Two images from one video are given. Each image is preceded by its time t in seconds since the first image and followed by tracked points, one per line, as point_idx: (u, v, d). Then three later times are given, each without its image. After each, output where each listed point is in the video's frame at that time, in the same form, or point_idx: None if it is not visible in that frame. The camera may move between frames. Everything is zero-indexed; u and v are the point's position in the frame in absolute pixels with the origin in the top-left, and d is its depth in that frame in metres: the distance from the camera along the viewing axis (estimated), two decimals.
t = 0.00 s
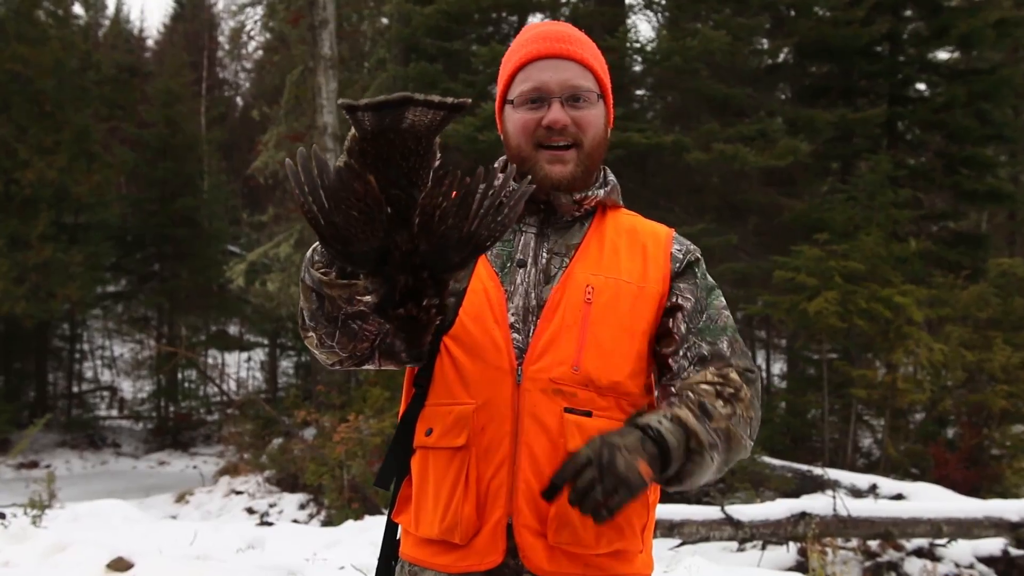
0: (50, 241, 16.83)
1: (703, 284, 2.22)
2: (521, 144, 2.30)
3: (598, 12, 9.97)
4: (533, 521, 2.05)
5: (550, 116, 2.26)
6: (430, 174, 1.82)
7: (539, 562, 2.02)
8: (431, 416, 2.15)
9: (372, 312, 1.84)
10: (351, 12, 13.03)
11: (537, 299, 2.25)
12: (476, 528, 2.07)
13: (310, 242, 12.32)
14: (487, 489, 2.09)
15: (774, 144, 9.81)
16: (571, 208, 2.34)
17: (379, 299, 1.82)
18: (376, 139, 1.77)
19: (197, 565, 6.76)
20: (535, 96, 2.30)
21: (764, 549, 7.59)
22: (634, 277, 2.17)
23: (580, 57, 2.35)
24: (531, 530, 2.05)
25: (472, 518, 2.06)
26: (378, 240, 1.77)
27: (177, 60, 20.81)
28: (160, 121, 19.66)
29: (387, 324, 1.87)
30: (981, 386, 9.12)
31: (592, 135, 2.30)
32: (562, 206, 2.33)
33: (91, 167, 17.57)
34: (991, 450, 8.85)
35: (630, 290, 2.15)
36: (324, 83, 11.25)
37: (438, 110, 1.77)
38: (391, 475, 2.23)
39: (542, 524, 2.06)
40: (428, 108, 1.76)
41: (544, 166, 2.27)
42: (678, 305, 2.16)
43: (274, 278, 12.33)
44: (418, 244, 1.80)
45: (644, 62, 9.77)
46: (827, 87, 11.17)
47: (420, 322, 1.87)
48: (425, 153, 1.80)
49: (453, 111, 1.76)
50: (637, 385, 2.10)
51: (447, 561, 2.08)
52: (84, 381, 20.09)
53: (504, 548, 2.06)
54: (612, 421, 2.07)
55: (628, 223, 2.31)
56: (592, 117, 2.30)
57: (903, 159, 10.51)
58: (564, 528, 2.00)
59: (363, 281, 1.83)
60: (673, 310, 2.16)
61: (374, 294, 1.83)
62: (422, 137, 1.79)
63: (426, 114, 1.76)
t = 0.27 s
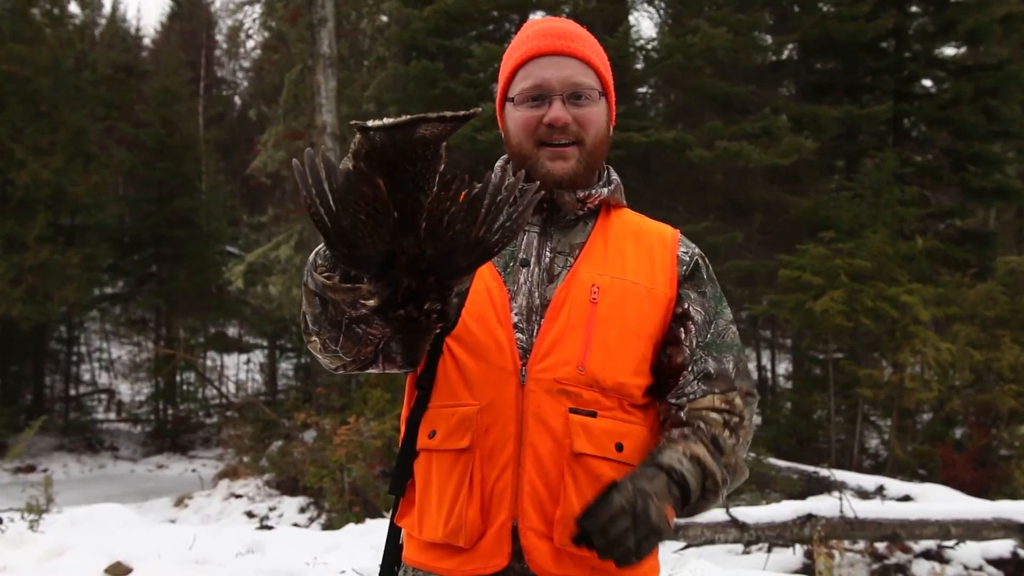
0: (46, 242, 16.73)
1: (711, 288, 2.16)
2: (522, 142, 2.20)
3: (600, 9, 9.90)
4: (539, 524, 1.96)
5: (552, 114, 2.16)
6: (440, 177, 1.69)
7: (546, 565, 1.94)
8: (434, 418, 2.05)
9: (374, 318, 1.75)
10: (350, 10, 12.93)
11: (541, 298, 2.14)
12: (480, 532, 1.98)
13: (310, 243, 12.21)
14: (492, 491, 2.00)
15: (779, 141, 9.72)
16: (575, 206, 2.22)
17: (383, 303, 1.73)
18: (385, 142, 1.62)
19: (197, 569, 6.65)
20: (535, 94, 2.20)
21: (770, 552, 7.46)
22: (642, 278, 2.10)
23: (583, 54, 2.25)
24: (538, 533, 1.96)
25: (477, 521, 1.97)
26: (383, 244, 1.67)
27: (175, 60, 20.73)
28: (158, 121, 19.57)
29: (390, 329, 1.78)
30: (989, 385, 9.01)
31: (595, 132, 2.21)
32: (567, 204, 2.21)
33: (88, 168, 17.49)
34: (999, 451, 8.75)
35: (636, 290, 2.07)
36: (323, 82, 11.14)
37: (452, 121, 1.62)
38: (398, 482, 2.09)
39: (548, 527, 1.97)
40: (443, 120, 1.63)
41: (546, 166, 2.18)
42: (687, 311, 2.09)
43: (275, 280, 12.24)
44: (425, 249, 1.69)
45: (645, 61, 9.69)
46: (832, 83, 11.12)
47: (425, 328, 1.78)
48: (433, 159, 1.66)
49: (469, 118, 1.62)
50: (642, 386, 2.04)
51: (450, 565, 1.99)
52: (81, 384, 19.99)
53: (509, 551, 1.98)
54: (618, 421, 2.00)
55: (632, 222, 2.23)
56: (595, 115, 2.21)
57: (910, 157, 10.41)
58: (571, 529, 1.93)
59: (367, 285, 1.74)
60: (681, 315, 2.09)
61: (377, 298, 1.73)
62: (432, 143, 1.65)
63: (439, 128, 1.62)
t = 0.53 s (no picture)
0: (44, 243, 16.65)
1: (710, 299, 2.14)
2: (525, 139, 2.10)
3: (603, 7, 9.84)
4: (543, 529, 1.88)
5: (555, 112, 2.06)
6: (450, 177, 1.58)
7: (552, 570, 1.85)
8: (435, 420, 1.94)
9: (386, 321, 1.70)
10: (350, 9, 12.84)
11: (544, 299, 2.04)
12: (484, 535, 1.88)
13: (311, 245, 12.11)
14: (495, 495, 1.90)
15: (784, 140, 9.63)
16: (579, 207, 2.13)
17: (395, 307, 1.68)
18: (395, 142, 1.50)
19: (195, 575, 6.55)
20: (538, 92, 2.09)
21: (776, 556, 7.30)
22: (646, 283, 2.04)
23: (586, 51, 2.15)
24: (542, 538, 1.87)
25: (480, 525, 1.86)
26: (393, 246, 1.60)
27: (173, 59, 20.67)
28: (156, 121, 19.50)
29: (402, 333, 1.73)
30: (998, 388, 8.91)
31: (598, 132, 2.12)
32: (571, 204, 2.12)
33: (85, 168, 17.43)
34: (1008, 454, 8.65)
35: (639, 294, 2.01)
36: (323, 81, 11.05)
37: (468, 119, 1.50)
38: (398, 486, 2.00)
39: (552, 532, 1.88)
40: (453, 117, 1.50)
41: (549, 166, 2.09)
42: (690, 321, 2.07)
43: (276, 283, 12.16)
44: (435, 253, 1.62)
45: (649, 60, 9.56)
46: (837, 82, 11.07)
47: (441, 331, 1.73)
48: (443, 160, 1.55)
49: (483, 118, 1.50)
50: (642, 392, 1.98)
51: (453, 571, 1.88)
52: (79, 387, 19.89)
53: (514, 556, 1.88)
54: (621, 425, 1.93)
55: (635, 224, 2.16)
56: (600, 114, 2.11)
57: (917, 156, 10.31)
58: (577, 534, 1.85)
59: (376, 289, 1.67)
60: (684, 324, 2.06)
61: (390, 300, 1.68)
62: (442, 144, 1.53)
63: (451, 126, 1.50)
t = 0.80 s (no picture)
0: (41, 245, 16.57)
1: (714, 305, 2.31)
2: (532, 146, 2.21)
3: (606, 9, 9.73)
4: (544, 534, 2.01)
5: (565, 118, 2.17)
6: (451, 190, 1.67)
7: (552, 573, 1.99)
8: (436, 426, 2.10)
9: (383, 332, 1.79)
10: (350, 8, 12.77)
11: (545, 305, 2.21)
12: (485, 541, 2.02)
13: (311, 246, 12.01)
14: (497, 500, 2.04)
15: (787, 142, 9.59)
16: (581, 211, 2.26)
17: (391, 319, 1.77)
18: (397, 157, 1.60)
19: None
20: (549, 97, 2.20)
21: (778, 562, 7.24)
22: (645, 291, 2.17)
23: (592, 55, 2.29)
24: (544, 544, 2.01)
25: (480, 530, 2.01)
26: (392, 259, 1.68)
27: (171, 59, 20.60)
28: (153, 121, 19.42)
29: (400, 343, 1.83)
30: (1003, 392, 8.84)
31: (604, 138, 2.23)
32: (573, 209, 2.25)
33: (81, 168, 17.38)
34: (1013, 459, 8.62)
35: (640, 301, 2.15)
36: (323, 82, 10.98)
37: (466, 131, 1.60)
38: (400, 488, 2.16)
39: (553, 536, 2.02)
40: (455, 123, 1.59)
41: (557, 170, 2.19)
42: (693, 329, 2.21)
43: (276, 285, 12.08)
44: (434, 267, 1.71)
45: (652, 62, 9.50)
46: (841, 83, 11.02)
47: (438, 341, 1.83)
48: (445, 172, 1.63)
49: (484, 129, 1.59)
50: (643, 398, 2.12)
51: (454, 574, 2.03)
52: (75, 390, 19.78)
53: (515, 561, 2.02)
54: (621, 430, 2.07)
55: (636, 233, 2.31)
56: (605, 120, 2.23)
57: (922, 159, 10.26)
58: (577, 539, 1.98)
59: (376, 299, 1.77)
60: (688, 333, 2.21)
61: (387, 313, 1.77)
62: (443, 154, 1.62)
63: (453, 133, 1.59)
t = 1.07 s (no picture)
0: (40, 246, 16.54)
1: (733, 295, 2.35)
2: (564, 152, 2.19)
3: (610, 10, 9.69)
4: (550, 540, 1.98)
5: (602, 124, 2.16)
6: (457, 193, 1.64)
7: None
8: (434, 431, 2.07)
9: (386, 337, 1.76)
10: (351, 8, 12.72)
11: (545, 307, 2.18)
12: (488, 547, 2.00)
13: (311, 247, 11.96)
14: (499, 506, 2.02)
15: (792, 143, 9.54)
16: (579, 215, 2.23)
17: (396, 322, 1.75)
18: (404, 159, 1.55)
19: None
20: (586, 100, 2.19)
21: (783, 567, 7.12)
22: (644, 290, 2.20)
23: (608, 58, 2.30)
24: (549, 548, 1.98)
25: (483, 538, 1.98)
26: (398, 264, 1.65)
27: (171, 59, 20.57)
28: (152, 121, 19.38)
29: (404, 346, 1.81)
30: (1009, 395, 8.77)
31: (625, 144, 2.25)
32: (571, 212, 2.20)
33: (81, 169, 17.38)
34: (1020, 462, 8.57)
35: (639, 301, 2.17)
36: (323, 82, 10.94)
37: (475, 128, 1.55)
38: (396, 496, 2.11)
39: (558, 541, 2.00)
40: (461, 121, 1.54)
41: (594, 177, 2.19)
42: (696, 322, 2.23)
43: (275, 287, 12.02)
44: (439, 271, 1.68)
45: (656, 61, 9.59)
46: (846, 83, 10.98)
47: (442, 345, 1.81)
48: (453, 173, 1.59)
49: (494, 127, 1.55)
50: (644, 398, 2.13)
51: None
52: (75, 392, 19.75)
53: (521, 566, 1.99)
54: (622, 432, 2.07)
55: (629, 234, 2.32)
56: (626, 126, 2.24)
57: (928, 159, 10.16)
58: (582, 543, 1.97)
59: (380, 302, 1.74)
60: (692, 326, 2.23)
61: (392, 316, 1.75)
62: (450, 156, 1.57)
63: (462, 131, 1.55)
